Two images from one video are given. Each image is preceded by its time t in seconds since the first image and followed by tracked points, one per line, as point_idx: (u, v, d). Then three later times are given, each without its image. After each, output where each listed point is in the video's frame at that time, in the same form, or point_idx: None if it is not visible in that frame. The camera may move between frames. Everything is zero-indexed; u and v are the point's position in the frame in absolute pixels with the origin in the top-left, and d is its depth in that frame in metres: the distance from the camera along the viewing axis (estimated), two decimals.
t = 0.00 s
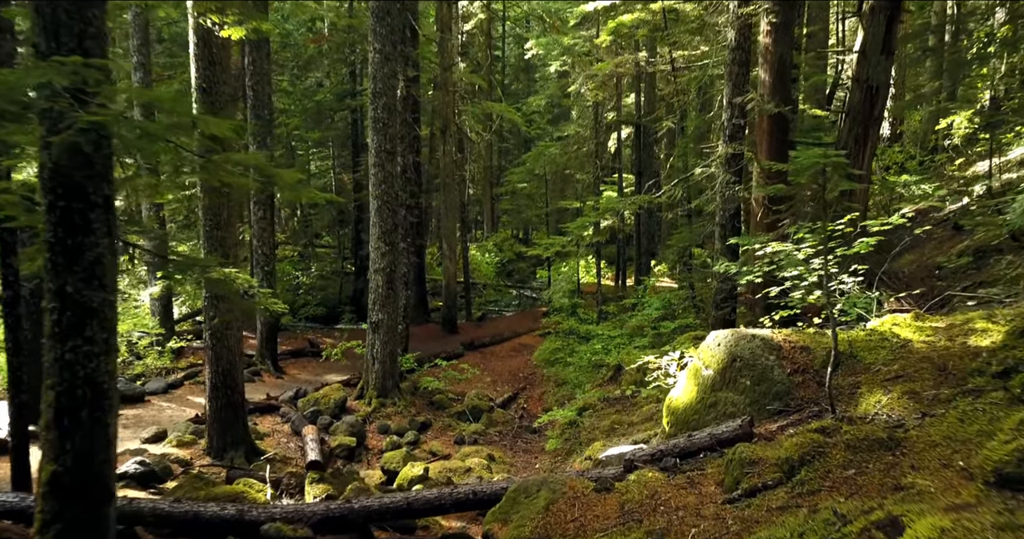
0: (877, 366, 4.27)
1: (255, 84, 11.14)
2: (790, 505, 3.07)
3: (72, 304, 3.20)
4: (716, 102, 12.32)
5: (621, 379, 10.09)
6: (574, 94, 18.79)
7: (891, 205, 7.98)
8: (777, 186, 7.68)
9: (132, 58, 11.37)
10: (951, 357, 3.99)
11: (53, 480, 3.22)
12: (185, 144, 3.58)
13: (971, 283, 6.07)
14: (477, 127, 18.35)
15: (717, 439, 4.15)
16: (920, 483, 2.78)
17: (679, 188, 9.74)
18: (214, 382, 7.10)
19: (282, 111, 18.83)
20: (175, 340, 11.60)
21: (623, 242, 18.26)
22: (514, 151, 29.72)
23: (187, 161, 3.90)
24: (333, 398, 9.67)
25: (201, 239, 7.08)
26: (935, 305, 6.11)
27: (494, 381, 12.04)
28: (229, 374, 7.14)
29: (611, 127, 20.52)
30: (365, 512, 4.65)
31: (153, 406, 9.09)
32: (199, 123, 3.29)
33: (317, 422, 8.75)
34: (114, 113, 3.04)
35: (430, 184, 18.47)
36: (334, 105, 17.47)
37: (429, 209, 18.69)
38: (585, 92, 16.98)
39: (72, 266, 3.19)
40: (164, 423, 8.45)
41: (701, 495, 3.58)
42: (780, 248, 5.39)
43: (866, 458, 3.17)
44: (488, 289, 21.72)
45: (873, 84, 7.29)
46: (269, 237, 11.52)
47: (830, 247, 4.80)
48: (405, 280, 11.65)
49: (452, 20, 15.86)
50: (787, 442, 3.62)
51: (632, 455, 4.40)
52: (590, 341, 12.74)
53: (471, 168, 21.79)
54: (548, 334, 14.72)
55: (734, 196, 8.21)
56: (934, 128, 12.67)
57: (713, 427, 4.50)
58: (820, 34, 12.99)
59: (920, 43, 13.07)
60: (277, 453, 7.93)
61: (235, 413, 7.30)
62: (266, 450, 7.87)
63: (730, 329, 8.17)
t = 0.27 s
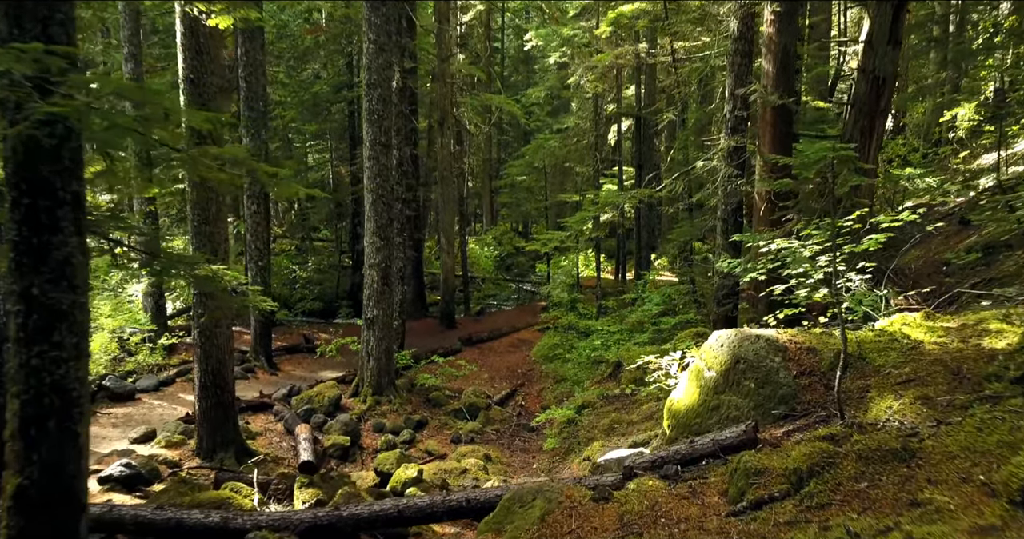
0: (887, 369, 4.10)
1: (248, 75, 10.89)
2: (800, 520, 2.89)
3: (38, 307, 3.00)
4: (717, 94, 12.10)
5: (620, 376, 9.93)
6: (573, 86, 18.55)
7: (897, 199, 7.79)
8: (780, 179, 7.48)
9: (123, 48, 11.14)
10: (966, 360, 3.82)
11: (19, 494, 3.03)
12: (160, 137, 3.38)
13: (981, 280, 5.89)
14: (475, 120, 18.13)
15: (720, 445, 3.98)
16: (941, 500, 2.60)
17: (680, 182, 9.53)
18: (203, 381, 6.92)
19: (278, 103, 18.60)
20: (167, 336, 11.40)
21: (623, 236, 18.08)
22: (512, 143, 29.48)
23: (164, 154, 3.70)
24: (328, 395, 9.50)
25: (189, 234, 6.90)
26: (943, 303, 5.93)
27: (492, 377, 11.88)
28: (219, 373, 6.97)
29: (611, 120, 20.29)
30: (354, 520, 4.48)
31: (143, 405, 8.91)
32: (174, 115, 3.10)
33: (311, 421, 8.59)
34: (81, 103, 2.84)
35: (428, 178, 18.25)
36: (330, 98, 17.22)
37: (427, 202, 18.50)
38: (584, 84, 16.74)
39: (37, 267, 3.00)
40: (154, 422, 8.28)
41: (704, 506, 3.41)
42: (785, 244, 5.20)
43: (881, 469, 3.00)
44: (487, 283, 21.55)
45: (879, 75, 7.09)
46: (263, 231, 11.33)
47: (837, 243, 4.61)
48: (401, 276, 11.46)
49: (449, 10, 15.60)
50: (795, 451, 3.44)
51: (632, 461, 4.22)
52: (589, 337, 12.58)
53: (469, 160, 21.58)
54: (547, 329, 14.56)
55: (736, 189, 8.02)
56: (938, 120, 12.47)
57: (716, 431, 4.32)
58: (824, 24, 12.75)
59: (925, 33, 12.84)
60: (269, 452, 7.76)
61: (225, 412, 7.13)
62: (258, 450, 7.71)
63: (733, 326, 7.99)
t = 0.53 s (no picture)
0: (897, 372, 3.93)
1: (240, 67, 10.66)
2: (810, 536, 2.72)
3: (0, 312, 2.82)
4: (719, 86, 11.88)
5: (620, 374, 9.77)
6: (573, 78, 18.32)
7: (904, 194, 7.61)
8: (785, 174, 7.29)
9: (113, 39, 10.91)
10: (981, 364, 3.66)
11: None
12: (133, 130, 3.20)
13: (992, 278, 5.71)
14: (473, 112, 17.90)
15: (724, 452, 3.80)
16: (963, 520, 2.43)
17: (681, 176, 9.34)
18: (192, 381, 6.75)
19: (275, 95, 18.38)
20: (159, 333, 11.22)
21: (623, 230, 17.89)
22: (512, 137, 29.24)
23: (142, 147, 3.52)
24: (322, 393, 9.34)
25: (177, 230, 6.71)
26: (953, 301, 5.75)
27: (490, 374, 11.71)
28: (209, 372, 6.80)
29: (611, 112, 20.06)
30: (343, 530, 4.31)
31: (134, 404, 8.74)
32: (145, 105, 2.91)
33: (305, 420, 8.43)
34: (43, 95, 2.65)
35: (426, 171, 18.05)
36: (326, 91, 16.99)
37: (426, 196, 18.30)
38: (584, 76, 16.51)
39: None
40: (145, 422, 8.12)
41: (708, 519, 3.23)
42: (791, 242, 5.01)
43: (896, 483, 2.83)
44: (486, 278, 21.37)
45: (886, 66, 6.89)
46: (257, 226, 11.15)
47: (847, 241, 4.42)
48: (397, 271, 11.27)
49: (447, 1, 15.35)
50: (803, 461, 3.27)
51: (632, 468, 4.04)
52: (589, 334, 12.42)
53: (468, 154, 21.35)
54: (546, 325, 14.39)
55: (739, 184, 7.81)
56: (943, 113, 12.26)
57: (720, 436, 4.15)
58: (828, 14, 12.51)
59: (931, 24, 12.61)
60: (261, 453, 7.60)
61: (216, 413, 6.96)
62: (250, 450, 7.55)
63: (736, 323, 7.81)
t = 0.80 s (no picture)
0: (908, 377, 3.77)
1: (233, 60, 10.45)
2: None
3: None
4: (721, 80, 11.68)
5: (619, 373, 9.62)
6: (572, 72, 18.10)
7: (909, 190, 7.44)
8: (788, 170, 7.13)
9: (104, 32, 10.70)
10: (996, 369, 3.50)
11: None
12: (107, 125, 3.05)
13: (1002, 276, 5.55)
14: (472, 106, 17.69)
15: (727, 459, 3.65)
16: None
17: (682, 171, 9.17)
18: (182, 381, 6.60)
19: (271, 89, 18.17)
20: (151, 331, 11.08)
21: (623, 225, 17.72)
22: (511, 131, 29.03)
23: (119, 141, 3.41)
24: (317, 392, 9.19)
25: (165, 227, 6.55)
26: (962, 299, 5.60)
27: (488, 372, 11.57)
28: (199, 373, 6.65)
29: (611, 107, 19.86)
30: None
31: (124, 404, 8.59)
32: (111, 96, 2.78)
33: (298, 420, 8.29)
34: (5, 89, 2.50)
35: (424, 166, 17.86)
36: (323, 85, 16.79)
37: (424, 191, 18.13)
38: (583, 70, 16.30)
39: None
40: (136, 422, 7.98)
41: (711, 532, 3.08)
42: (796, 240, 4.85)
43: (912, 498, 2.67)
44: (485, 273, 21.22)
45: (893, 59, 6.70)
46: (251, 222, 10.98)
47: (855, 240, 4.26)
48: (394, 268, 11.11)
49: None
50: (811, 472, 3.12)
51: (631, 476, 3.89)
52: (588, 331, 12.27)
53: (466, 148, 21.17)
54: (545, 322, 14.23)
55: (741, 179, 7.64)
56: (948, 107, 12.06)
57: (722, 442, 3.99)
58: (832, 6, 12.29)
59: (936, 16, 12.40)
60: (253, 454, 7.46)
61: (207, 414, 6.82)
62: (242, 452, 7.41)
63: (737, 322, 7.65)
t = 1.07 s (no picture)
0: (918, 382, 3.63)
1: (228, 54, 10.26)
2: None
3: None
4: (723, 74, 11.51)
5: (620, 372, 9.50)
6: (573, 66, 17.91)
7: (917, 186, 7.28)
8: (792, 166, 6.98)
9: (96, 24, 10.54)
10: (1012, 375, 3.35)
11: None
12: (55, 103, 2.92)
13: (1012, 275, 5.41)
14: (471, 100, 17.51)
15: (731, 468, 3.51)
16: None
17: (684, 167, 9.03)
18: (172, 382, 6.48)
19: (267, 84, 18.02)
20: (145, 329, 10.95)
21: (623, 221, 17.57)
22: (512, 126, 28.86)
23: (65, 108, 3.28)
24: (312, 391, 9.06)
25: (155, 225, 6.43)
26: (971, 298, 5.45)
27: (487, 370, 11.43)
28: (190, 373, 6.51)
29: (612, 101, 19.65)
30: None
31: (116, 404, 8.48)
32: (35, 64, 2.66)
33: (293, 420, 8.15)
34: None
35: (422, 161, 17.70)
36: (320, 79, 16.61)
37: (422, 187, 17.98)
38: (583, 64, 16.12)
39: None
40: (127, 423, 7.88)
41: None
42: (802, 239, 4.71)
43: (924, 515, 2.54)
44: (484, 269, 21.07)
45: (900, 52, 6.54)
46: (245, 218, 10.79)
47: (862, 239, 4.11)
48: (391, 265, 10.98)
49: None
50: (819, 485, 2.98)
51: (631, 485, 3.76)
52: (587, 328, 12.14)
53: (465, 143, 21.01)
54: (544, 319, 14.10)
55: (744, 175, 7.49)
56: (954, 101, 11.88)
57: (726, 449, 3.86)
58: None
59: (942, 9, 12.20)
60: (246, 456, 7.34)
61: (197, 415, 6.70)
62: (234, 453, 7.27)
63: (739, 321, 7.51)
